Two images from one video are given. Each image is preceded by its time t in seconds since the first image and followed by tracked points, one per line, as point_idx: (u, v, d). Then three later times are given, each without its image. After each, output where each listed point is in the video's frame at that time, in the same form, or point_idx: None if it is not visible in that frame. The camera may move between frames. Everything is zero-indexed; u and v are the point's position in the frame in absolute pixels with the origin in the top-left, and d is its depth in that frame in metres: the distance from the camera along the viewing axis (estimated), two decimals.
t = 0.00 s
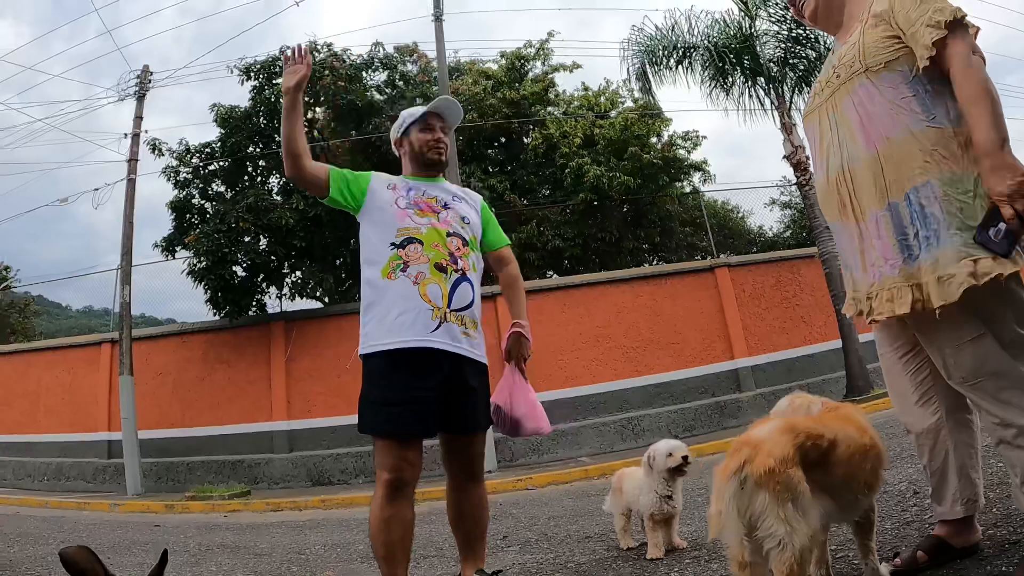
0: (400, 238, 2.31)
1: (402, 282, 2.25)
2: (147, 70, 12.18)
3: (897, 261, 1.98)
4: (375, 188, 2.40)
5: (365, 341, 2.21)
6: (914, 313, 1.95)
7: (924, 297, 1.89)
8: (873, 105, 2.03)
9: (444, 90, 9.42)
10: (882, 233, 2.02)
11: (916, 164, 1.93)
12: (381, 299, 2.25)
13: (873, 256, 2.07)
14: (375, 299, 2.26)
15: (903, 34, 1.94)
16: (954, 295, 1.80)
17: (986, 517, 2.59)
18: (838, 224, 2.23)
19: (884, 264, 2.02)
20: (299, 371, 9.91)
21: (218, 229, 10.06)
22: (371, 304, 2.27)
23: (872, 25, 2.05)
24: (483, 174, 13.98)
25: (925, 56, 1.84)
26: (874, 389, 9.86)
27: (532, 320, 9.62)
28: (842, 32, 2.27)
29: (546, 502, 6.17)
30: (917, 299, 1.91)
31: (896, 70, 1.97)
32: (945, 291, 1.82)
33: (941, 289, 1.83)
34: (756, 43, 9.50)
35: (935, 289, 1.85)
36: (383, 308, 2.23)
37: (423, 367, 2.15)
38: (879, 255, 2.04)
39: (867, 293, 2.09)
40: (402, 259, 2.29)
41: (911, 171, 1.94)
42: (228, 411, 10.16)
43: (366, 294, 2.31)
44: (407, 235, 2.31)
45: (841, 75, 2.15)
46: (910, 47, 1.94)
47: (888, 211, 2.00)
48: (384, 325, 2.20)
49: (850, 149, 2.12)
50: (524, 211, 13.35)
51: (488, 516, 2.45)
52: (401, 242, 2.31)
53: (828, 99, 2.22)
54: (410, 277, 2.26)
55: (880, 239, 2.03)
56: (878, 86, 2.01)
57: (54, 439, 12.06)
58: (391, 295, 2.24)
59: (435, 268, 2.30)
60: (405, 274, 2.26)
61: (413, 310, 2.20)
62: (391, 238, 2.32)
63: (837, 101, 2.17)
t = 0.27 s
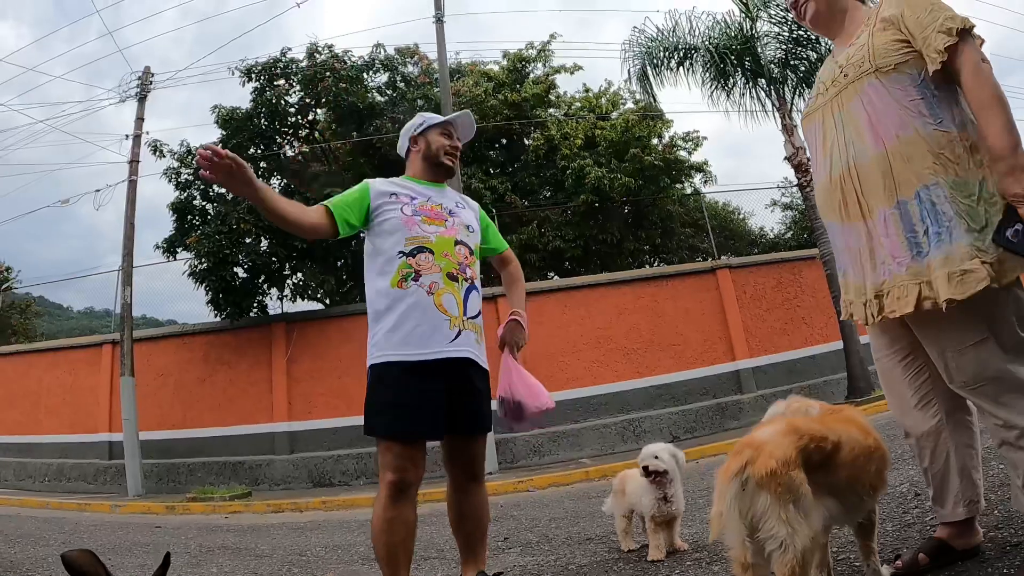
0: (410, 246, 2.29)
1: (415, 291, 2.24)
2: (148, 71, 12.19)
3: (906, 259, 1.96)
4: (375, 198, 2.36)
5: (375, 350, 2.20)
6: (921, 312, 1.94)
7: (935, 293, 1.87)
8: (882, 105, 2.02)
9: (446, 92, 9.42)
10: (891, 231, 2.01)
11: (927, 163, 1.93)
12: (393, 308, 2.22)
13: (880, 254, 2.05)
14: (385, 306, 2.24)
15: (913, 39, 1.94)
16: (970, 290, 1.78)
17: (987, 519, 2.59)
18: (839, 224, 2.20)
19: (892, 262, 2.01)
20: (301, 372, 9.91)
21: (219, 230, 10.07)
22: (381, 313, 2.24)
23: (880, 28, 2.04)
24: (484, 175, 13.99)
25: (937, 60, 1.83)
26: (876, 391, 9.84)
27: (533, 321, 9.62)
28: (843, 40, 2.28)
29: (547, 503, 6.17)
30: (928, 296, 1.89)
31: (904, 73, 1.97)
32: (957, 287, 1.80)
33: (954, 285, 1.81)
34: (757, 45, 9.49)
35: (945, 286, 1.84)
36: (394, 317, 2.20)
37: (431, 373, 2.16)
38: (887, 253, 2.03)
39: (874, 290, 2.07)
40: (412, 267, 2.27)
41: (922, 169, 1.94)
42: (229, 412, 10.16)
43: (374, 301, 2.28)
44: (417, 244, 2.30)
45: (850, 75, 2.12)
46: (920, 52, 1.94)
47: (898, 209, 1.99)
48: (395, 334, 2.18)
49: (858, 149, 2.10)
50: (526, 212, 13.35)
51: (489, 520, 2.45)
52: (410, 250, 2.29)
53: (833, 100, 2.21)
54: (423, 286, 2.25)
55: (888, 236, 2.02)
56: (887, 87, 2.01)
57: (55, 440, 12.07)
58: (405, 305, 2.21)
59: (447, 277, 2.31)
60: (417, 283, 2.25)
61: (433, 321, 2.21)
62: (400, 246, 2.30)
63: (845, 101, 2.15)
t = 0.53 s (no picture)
0: (413, 245, 2.29)
1: (420, 289, 2.24)
2: (145, 69, 12.17)
3: (911, 250, 1.96)
4: (378, 198, 2.33)
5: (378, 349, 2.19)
6: (926, 304, 1.94)
7: (941, 284, 1.87)
8: (885, 99, 2.03)
9: (443, 89, 9.41)
10: (895, 222, 2.00)
11: (931, 156, 1.94)
12: (397, 307, 2.22)
13: (882, 247, 2.04)
14: (388, 304, 2.24)
15: (914, 37, 1.96)
16: (976, 280, 1.80)
17: (984, 512, 2.60)
18: (839, 217, 2.19)
19: (896, 254, 2.00)
20: (300, 371, 9.91)
21: (218, 229, 10.06)
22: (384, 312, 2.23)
23: (881, 25, 2.06)
24: (482, 173, 13.99)
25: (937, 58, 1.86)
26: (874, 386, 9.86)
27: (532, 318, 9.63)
28: (842, 35, 2.27)
29: (546, 500, 6.18)
30: (933, 287, 1.89)
31: (906, 68, 1.99)
32: (964, 277, 1.82)
33: (962, 276, 1.82)
34: (754, 41, 9.49)
35: (951, 277, 1.84)
36: (398, 316, 2.20)
37: (435, 369, 2.18)
38: (891, 245, 2.02)
39: (877, 282, 2.05)
40: (416, 266, 2.27)
41: (927, 162, 1.94)
42: (228, 411, 10.16)
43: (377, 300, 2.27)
44: (420, 244, 2.30)
45: (852, 70, 2.12)
46: (920, 50, 1.97)
47: (902, 201, 1.98)
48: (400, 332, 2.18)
49: (860, 142, 2.10)
50: (524, 209, 13.35)
51: (487, 516, 2.45)
52: (413, 250, 2.29)
53: (833, 94, 2.20)
54: (427, 285, 2.26)
55: (892, 229, 2.01)
56: (890, 81, 2.02)
57: (54, 440, 12.06)
58: (410, 304, 2.22)
59: (450, 276, 2.32)
60: (422, 282, 2.25)
61: (440, 320, 2.23)
62: (403, 245, 2.29)
63: (846, 95, 2.15)
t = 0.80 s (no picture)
0: (415, 248, 2.28)
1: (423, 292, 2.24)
2: (144, 71, 12.18)
3: (915, 254, 1.96)
4: (378, 201, 2.32)
5: (380, 352, 2.19)
6: (927, 308, 1.95)
7: (944, 287, 1.88)
8: (886, 104, 2.03)
9: (443, 91, 9.42)
10: (896, 227, 2.00)
11: (932, 161, 1.95)
12: (399, 309, 2.22)
13: (883, 250, 2.05)
14: (390, 307, 2.23)
15: (914, 45, 1.98)
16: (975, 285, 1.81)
17: (984, 512, 2.60)
18: (838, 221, 2.19)
19: (897, 258, 2.01)
20: (299, 372, 9.91)
21: (217, 230, 10.06)
22: (386, 314, 2.23)
23: (881, 30, 2.07)
24: (481, 174, 14.01)
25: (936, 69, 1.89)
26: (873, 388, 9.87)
27: (531, 320, 9.63)
28: (839, 43, 2.30)
29: (546, 501, 6.18)
30: (936, 290, 1.90)
31: (907, 74, 2.00)
32: (967, 280, 1.83)
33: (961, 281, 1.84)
34: (753, 42, 9.50)
35: (954, 280, 1.85)
36: (400, 319, 2.20)
37: (436, 372, 2.17)
38: (893, 249, 2.02)
39: (878, 285, 2.05)
40: (419, 269, 2.27)
41: (928, 167, 1.95)
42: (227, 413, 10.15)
43: (378, 302, 2.27)
44: (422, 247, 2.30)
45: (852, 75, 2.12)
46: (919, 57, 1.98)
47: (903, 205, 1.99)
48: (403, 335, 2.18)
49: (861, 145, 2.10)
50: (523, 211, 13.35)
51: (487, 517, 2.45)
52: (416, 252, 2.28)
53: (832, 98, 2.20)
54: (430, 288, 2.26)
55: (894, 232, 2.02)
56: (891, 86, 2.02)
57: (53, 442, 12.05)
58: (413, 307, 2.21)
59: (452, 279, 2.33)
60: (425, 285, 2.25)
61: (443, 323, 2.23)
62: (405, 248, 2.28)
63: (846, 99, 2.14)
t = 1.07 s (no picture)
0: (415, 252, 2.28)
1: (423, 297, 2.24)
2: (146, 73, 12.20)
3: (917, 261, 1.96)
4: (378, 205, 2.32)
5: (382, 357, 2.18)
6: (930, 313, 1.94)
7: (945, 294, 1.88)
8: (887, 111, 2.04)
9: (444, 94, 9.43)
10: (900, 234, 2.00)
11: (935, 168, 1.95)
12: (399, 314, 2.22)
13: (885, 257, 2.05)
14: (391, 311, 2.23)
15: (915, 51, 1.99)
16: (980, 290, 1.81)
17: (984, 518, 2.60)
18: (841, 229, 2.18)
19: (900, 264, 2.00)
20: (299, 375, 9.90)
21: (218, 232, 10.07)
22: (387, 319, 2.23)
23: (881, 38, 2.08)
24: (482, 177, 14.03)
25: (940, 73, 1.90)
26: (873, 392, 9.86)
27: (532, 323, 9.63)
28: (835, 50, 2.30)
29: (546, 505, 6.17)
30: (936, 298, 1.91)
31: (908, 82, 2.01)
32: (969, 287, 1.83)
33: (966, 285, 1.83)
34: (754, 46, 9.50)
35: (955, 286, 1.85)
36: (401, 323, 2.19)
37: (436, 376, 2.17)
38: (895, 256, 2.02)
39: (878, 292, 2.05)
40: (418, 274, 2.26)
41: (930, 174, 1.96)
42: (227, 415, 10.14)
43: (378, 306, 2.26)
44: (423, 251, 2.29)
45: (853, 83, 2.13)
46: (920, 64, 2.00)
47: (906, 212, 1.99)
48: (405, 340, 2.17)
49: (863, 153, 2.10)
50: (523, 214, 13.35)
51: (487, 520, 2.45)
52: (416, 257, 2.28)
53: (834, 106, 2.20)
54: (431, 292, 2.25)
55: (896, 239, 2.02)
56: (892, 94, 2.03)
57: (52, 443, 12.04)
58: (413, 312, 2.21)
59: (453, 283, 2.33)
60: (424, 289, 2.25)
61: (445, 327, 2.22)
62: (405, 252, 2.28)
63: (847, 108, 2.15)
